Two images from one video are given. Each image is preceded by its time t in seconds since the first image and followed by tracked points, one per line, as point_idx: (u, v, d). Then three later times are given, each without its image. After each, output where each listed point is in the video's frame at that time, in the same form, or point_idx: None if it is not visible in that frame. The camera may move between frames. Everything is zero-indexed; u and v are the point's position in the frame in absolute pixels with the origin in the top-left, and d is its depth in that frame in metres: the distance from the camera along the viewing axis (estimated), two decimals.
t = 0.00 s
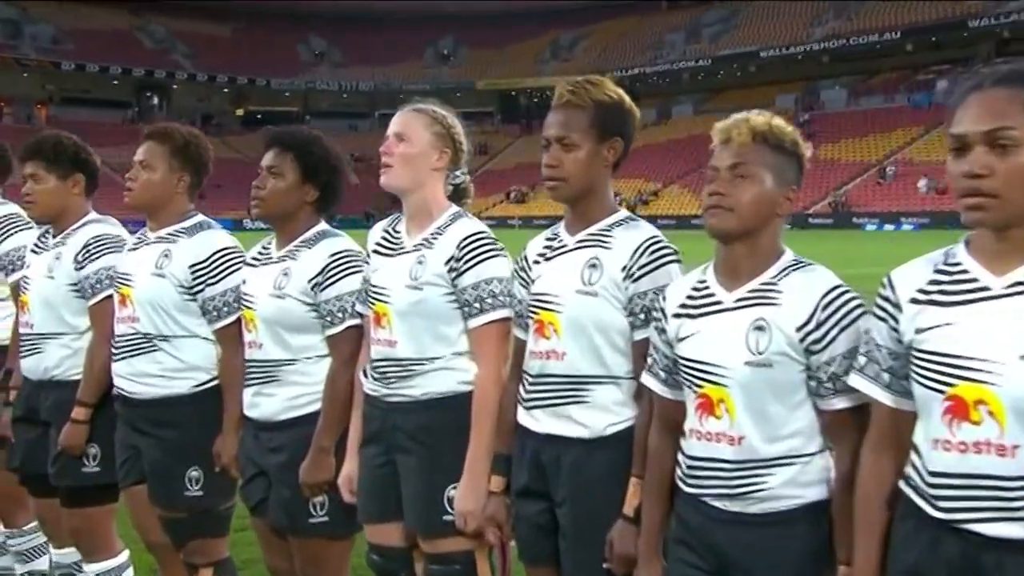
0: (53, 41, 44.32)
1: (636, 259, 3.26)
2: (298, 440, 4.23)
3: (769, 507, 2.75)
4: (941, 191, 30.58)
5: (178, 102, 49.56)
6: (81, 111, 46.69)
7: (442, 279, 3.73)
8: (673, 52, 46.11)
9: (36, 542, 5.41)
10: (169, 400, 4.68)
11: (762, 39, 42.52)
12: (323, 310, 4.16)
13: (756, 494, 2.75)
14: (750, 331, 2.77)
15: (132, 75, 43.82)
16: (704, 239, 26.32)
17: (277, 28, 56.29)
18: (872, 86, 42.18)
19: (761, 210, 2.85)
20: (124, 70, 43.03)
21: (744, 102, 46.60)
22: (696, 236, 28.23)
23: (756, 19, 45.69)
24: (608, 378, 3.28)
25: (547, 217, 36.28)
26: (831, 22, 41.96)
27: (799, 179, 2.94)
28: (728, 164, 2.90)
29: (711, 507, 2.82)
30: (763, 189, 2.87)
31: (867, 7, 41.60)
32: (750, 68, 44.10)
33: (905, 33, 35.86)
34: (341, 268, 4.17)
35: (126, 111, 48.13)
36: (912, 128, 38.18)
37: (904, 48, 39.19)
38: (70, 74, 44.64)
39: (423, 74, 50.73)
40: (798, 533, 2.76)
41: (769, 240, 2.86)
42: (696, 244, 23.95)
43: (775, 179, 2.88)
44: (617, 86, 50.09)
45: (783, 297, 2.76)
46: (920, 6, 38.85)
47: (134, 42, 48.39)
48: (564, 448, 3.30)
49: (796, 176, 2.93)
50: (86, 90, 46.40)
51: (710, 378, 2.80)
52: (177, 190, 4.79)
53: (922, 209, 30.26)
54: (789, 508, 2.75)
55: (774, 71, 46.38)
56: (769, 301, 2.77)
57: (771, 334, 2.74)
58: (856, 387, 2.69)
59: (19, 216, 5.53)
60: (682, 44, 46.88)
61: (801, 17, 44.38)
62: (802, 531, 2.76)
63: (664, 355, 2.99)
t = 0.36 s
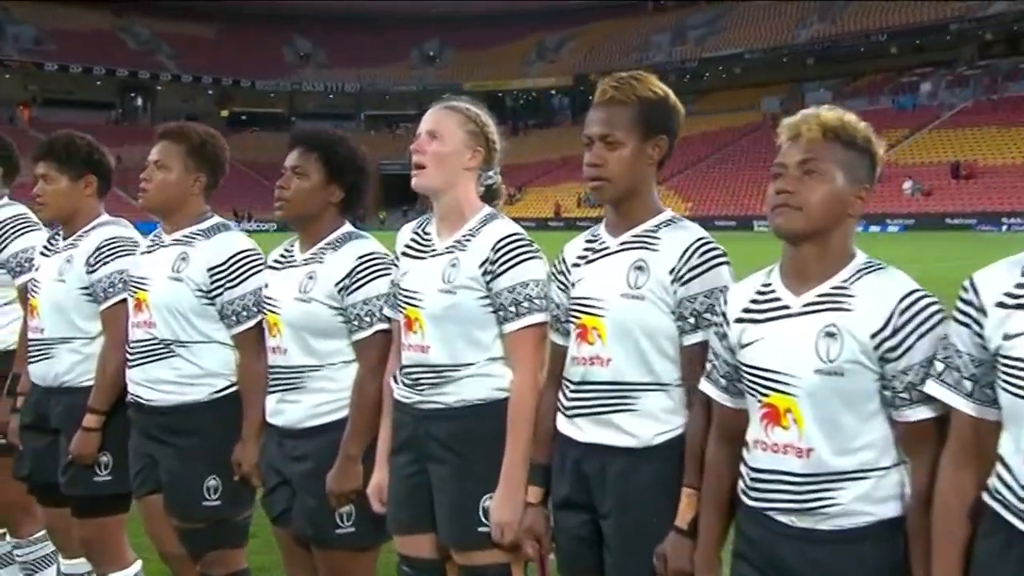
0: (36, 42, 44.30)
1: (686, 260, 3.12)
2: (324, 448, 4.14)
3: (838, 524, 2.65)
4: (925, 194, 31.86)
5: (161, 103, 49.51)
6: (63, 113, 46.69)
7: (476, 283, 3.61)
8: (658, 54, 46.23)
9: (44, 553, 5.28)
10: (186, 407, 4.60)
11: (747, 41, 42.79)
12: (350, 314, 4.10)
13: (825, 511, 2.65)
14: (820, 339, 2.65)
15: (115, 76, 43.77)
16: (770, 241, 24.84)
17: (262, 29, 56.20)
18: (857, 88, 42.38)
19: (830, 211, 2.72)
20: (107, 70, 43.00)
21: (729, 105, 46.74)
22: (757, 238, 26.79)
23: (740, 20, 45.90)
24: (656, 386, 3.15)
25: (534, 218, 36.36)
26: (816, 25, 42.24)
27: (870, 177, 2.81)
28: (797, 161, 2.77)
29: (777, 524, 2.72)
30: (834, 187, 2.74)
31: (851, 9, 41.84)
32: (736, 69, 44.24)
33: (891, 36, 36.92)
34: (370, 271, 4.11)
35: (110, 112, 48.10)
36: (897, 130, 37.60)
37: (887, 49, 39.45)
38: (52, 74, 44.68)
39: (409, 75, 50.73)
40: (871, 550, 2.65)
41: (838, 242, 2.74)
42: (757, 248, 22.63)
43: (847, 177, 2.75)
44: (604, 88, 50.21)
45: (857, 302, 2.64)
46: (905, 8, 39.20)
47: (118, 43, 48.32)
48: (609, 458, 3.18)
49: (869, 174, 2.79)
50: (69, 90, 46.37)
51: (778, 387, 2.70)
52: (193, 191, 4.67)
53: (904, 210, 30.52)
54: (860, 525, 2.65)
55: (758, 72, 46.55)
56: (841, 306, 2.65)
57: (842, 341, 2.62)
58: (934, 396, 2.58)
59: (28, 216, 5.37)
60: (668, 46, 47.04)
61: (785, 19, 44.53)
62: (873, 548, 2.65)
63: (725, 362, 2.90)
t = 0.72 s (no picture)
0: (18, 41, 44.14)
1: (740, 260, 2.97)
2: (351, 455, 4.05)
3: (923, 540, 2.57)
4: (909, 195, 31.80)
5: (145, 103, 49.38)
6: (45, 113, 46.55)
7: (514, 282, 3.49)
8: (644, 55, 46.16)
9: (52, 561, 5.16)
10: (204, 411, 4.49)
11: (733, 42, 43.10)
12: (376, 315, 3.99)
13: (911, 526, 2.56)
14: (904, 346, 2.56)
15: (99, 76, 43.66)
16: (849, 245, 23.15)
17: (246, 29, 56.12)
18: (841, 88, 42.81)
19: (914, 209, 2.62)
20: (91, 70, 42.88)
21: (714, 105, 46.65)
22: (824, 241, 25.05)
23: (724, 21, 46.21)
24: (709, 392, 3.02)
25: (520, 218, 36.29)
26: (800, 26, 42.50)
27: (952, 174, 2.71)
28: (877, 157, 2.67)
29: (856, 539, 2.64)
30: (918, 185, 2.64)
31: (836, 11, 41.81)
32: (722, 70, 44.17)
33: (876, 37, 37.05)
34: (399, 271, 4.00)
35: (92, 112, 48.13)
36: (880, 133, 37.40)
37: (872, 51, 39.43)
38: (34, 74, 44.62)
39: (395, 76, 50.75)
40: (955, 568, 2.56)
41: (919, 244, 2.64)
42: (836, 251, 21.16)
43: (931, 174, 2.65)
44: (590, 89, 50.08)
45: (945, 307, 2.55)
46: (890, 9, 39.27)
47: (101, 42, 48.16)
48: (659, 466, 3.05)
49: (952, 171, 2.69)
50: (51, 91, 46.28)
51: (856, 397, 2.62)
52: (211, 191, 4.55)
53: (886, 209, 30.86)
54: (948, 542, 2.56)
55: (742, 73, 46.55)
56: (926, 313, 2.56)
57: (927, 347, 2.53)
58: (1023, 406, 2.48)
59: (37, 215, 5.27)
60: (652, 47, 47.22)
61: (771, 19, 44.42)
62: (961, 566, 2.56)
63: (793, 369, 2.84)
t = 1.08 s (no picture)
0: None
1: (801, 264, 2.85)
2: (378, 463, 3.92)
3: (1007, 555, 2.50)
4: (892, 195, 32.21)
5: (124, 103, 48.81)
6: (23, 113, 45.85)
7: (557, 287, 3.38)
8: (629, 55, 46.10)
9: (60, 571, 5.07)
10: (222, 420, 4.35)
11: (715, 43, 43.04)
12: (405, 319, 3.87)
13: (996, 540, 2.49)
14: (984, 353, 2.49)
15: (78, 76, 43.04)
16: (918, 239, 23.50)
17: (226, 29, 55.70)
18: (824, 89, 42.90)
19: (994, 207, 2.55)
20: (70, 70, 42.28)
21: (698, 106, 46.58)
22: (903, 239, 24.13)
23: (708, 22, 46.14)
24: (766, 400, 2.89)
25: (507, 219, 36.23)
26: (783, 28, 42.59)
27: None
28: (956, 154, 2.60)
29: (931, 554, 2.56)
30: (998, 182, 2.56)
31: (820, 13, 41.81)
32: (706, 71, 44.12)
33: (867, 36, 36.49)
34: (428, 275, 3.90)
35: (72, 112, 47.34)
36: (863, 133, 38.39)
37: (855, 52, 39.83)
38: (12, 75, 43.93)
39: (378, 76, 50.50)
40: None
41: (999, 244, 2.57)
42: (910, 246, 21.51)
43: (1011, 171, 2.58)
44: (574, 89, 49.93)
45: None
46: (874, 10, 39.37)
47: (80, 41, 47.58)
48: (713, 476, 2.92)
49: None
50: (30, 91, 45.61)
51: (932, 405, 2.54)
52: (230, 190, 4.42)
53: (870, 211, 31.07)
54: None
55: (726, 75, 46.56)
56: (1006, 317, 2.49)
57: (1010, 355, 2.46)
58: None
59: (45, 217, 5.23)
60: (637, 47, 47.08)
61: (755, 21, 44.40)
62: None
63: (859, 377, 2.75)
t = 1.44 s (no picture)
0: None
1: (864, 264, 2.75)
2: (407, 469, 3.81)
3: None
4: (874, 195, 33.01)
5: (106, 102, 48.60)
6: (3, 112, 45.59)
7: (599, 287, 3.28)
8: (612, 56, 46.25)
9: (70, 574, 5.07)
10: (241, 424, 4.23)
11: (698, 43, 43.22)
12: (433, 322, 3.77)
13: None
14: None
15: (58, 75, 42.78)
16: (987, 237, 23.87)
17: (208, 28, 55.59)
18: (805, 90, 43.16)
19: None
20: (50, 69, 42.03)
21: (682, 105, 46.78)
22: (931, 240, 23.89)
23: (692, 22, 46.37)
24: (825, 405, 2.79)
25: (492, 219, 36.28)
26: (765, 28, 42.84)
27: None
28: None
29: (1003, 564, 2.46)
30: None
31: (801, 14, 42.07)
32: (689, 72, 44.30)
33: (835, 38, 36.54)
34: (459, 275, 3.78)
35: (52, 111, 47.06)
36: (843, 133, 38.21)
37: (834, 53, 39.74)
38: None
39: (361, 76, 50.50)
40: None
41: None
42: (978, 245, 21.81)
43: None
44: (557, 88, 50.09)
45: None
46: (859, 12, 39.64)
47: (60, 40, 47.29)
48: (768, 484, 2.82)
49: None
50: (10, 90, 45.33)
51: (1006, 410, 2.44)
52: (248, 189, 4.31)
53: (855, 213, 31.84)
54: None
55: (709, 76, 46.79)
56: None
57: None
58: None
59: (54, 217, 5.27)
60: (620, 48, 47.21)
61: (737, 22, 44.62)
62: None
63: (922, 381, 2.64)
